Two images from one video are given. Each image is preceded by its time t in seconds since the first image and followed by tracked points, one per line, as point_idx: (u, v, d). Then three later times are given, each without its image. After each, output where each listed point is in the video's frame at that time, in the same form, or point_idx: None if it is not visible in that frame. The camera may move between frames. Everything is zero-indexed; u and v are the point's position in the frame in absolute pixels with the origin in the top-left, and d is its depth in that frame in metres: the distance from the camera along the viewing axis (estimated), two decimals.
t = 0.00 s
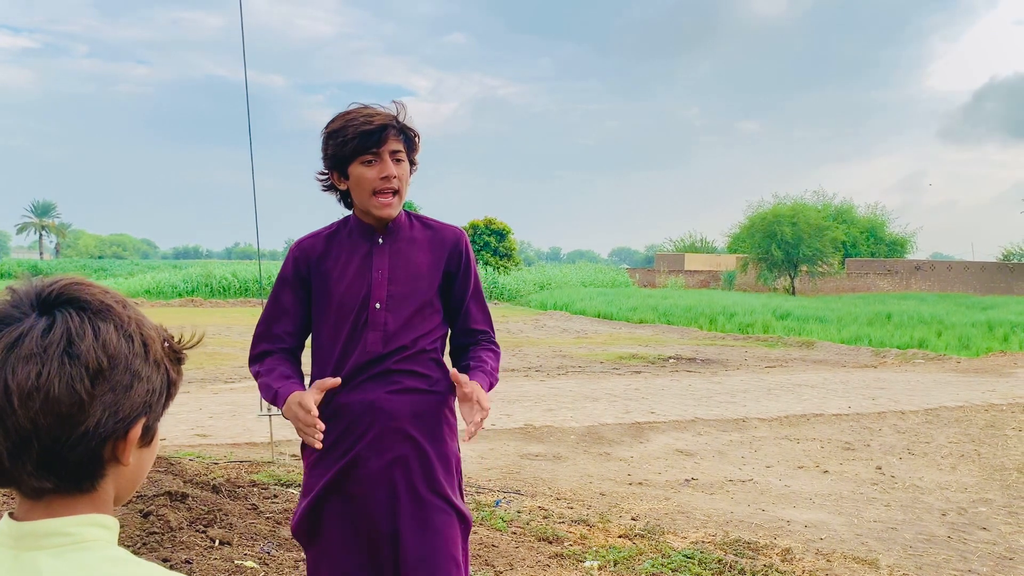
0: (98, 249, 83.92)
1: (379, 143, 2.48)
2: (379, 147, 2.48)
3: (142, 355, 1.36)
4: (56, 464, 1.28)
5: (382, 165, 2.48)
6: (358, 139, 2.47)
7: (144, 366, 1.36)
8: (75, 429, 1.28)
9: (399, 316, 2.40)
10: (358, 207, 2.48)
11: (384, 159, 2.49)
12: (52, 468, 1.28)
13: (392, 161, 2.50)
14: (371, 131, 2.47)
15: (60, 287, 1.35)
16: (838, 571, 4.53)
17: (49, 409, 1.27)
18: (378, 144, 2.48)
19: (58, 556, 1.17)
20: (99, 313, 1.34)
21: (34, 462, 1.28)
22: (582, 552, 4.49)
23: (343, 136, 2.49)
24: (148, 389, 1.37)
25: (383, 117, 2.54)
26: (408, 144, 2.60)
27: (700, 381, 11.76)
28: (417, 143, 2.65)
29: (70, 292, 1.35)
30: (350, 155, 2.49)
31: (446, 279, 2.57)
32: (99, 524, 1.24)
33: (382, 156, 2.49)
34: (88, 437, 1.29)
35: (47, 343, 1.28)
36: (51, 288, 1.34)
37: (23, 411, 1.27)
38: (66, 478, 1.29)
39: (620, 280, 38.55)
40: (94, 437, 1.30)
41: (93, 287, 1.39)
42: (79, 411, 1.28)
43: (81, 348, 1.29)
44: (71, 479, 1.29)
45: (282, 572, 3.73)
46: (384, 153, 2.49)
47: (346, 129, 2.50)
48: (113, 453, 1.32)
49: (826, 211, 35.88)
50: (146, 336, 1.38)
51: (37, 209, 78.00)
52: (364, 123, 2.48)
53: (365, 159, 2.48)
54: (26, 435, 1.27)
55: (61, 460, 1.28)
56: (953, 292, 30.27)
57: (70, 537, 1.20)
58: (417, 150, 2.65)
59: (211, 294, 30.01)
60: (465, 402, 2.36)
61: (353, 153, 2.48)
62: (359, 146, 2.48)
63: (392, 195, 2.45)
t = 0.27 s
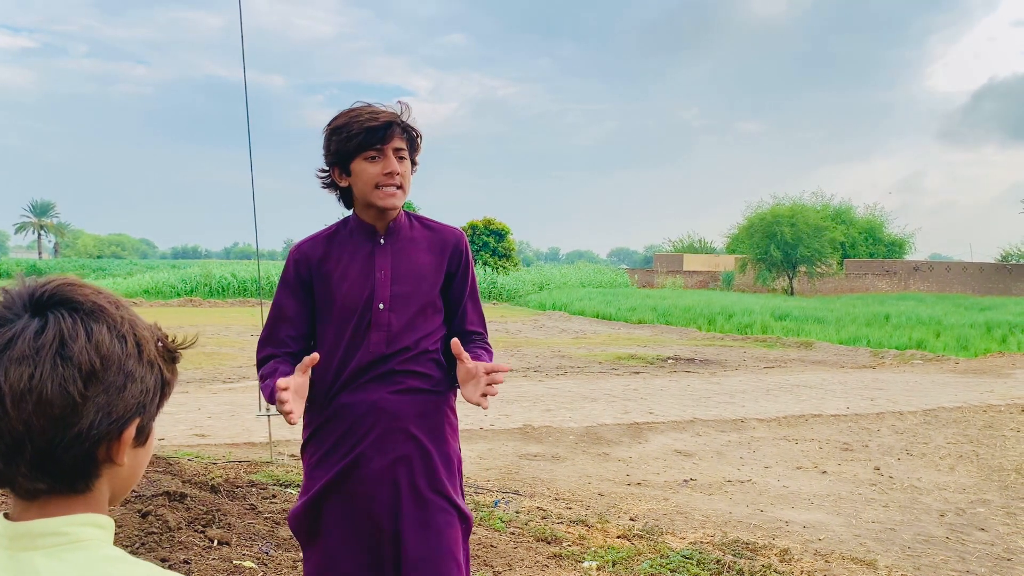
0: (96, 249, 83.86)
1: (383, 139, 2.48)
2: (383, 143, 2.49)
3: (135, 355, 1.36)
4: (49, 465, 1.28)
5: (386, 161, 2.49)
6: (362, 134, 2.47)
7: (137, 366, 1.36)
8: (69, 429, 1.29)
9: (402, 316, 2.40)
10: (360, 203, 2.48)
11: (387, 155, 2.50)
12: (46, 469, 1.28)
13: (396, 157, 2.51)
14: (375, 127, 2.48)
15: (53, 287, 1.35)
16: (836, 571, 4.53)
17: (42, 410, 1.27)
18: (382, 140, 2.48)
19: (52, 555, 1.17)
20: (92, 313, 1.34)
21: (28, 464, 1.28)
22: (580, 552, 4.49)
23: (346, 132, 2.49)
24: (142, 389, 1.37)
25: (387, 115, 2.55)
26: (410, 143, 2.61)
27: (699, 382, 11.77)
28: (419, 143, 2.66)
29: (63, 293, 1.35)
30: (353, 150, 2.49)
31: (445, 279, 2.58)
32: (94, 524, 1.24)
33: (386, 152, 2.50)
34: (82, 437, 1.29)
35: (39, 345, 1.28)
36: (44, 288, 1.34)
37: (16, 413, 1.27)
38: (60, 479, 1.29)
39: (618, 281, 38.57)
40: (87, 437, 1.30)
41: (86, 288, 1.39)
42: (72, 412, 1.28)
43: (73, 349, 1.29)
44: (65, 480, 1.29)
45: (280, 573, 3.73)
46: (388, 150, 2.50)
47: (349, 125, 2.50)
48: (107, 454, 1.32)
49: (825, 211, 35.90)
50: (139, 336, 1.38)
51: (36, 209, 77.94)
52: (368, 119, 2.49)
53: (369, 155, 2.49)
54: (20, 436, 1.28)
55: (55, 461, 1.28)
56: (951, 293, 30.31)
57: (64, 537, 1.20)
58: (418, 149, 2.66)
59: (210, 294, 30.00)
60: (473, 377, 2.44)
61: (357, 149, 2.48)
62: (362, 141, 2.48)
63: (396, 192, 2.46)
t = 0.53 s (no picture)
0: (94, 250, 83.83)
1: (386, 136, 2.49)
2: (386, 139, 2.49)
3: (133, 355, 1.36)
4: (48, 465, 1.27)
5: (388, 159, 2.49)
6: (365, 131, 2.47)
7: (135, 366, 1.36)
8: (68, 429, 1.28)
9: (402, 318, 2.40)
10: (361, 200, 2.48)
11: (389, 152, 2.50)
12: (44, 469, 1.27)
13: (397, 155, 2.51)
14: (378, 124, 2.48)
15: (50, 287, 1.35)
16: (835, 572, 4.53)
17: (40, 410, 1.27)
18: (385, 137, 2.48)
19: (50, 555, 1.17)
20: (90, 313, 1.34)
21: (26, 464, 1.28)
22: (578, 552, 4.49)
23: (348, 129, 2.49)
24: (141, 388, 1.37)
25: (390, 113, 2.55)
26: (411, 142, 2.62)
27: (697, 382, 11.78)
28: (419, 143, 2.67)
29: (60, 293, 1.34)
30: (356, 147, 2.48)
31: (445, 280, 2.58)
32: (93, 524, 1.23)
33: (388, 149, 2.50)
34: (80, 438, 1.29)
35: (37, 345, 1.28)
36: (41, 288, 1.34)
37: (14, 414, 1.27)
38: (58, 479, 1.28)
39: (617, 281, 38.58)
40: (86, 437, 1.29)
41: (83, 288, 1.39)
42: (71, 412, 1.28)
43: (71, 349, 1.29)
44: (64, 480, 1.29)
45: (278, 574, 3.73)
46: (390, 147, 2.50)
47: (352, 122, 2.49)
48: (105, 453, 1.32)
49: (823, 212, 35.94)
50: (137, 336, 1.38)
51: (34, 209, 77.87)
52: (371, 116, 2.49)
53: (371, 152, 2.48)
54: (18, 437, 1.27)
55: (53, 461, 1.28)
56: (949, 293, 30.35)
57: (62, 537, 1.20)
58: (418, 149, 2.67)
59: (208, 294, 29.97)
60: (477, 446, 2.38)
61: (360, 146, 2.48)
62: (365, 138, 2.48)
63: (397, 190, 2.46)
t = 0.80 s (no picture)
0: (92, 251, 83.81)
1: (384, 139, 2.48)
2: (385, 142, 2.49)
3: (136, 357, 1.36)
4: (50, 466, 1.27)
5: (387, 161, 2.49)
6: (365, 133, 2.47)
7: (137, 368, 1.36)
8: (70, 431, 1.28)
9: (400, 319, 2.39)
10: (360, 202, 2.48)
11: (388, 154, 2.50)
12: (47, 470, 1.28)
13: (396, 156, 2.51)
14: (376, 126, 2.48)
15: (53, 288, 1.34)
16: (833, 572, 4.53)
17: (42, 412, 1.27)
18: (383, 140, 2.48)
19: (50, 555, 1.17)
20: (92, 315, 1.33)
21: (28, 465, 1.27)
22: (576, 553, 4.50)
23: (348, 131, 2.48)
24: (142, 390, 1.37)
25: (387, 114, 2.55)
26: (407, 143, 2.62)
27: (695, 383, 11.78)
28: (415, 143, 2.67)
29: (63, 295, 1.34)
30: (355, 149, 2.48)
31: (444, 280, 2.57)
32: (94, 525, 1.23)
33: (387, 151, 2.50)
34: (83, 439, 1.29)
35: (40, 347, 1.28)
36: (44, 290, 1.33)
37: (16, 415, 1.26)
38: (60, 479, 1.28)
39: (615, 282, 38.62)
40: (88, 439, 1.29)
41: (86, 290, 1.39)
42: (73, 414, 1.28)
43: (74, 351, 1.29)
44: (65, 481, 1.29)
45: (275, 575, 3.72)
46: (389, 149, 2.50)
47: (351, 123, 2.49)
48: (107, 455, 1.32)
49: (821, 213, 35.98)
50: (140, 337, 1.37)
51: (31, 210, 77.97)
52: (369, 117, 2.49)
53: (370, 154, 2.48)
54: (19, 437, 1.27)
55: (55, 462, 1.27)
56: (947, 293, 30.39)
57: (62, 537, 1.20)
58: (414, 150, 2.67)
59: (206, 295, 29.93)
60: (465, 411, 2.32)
61: (358, 148, 2.47)
62: (363, 139, 2.47)
63: (397, 191, 2.46)
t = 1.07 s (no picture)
0: (89, 253, 83.74)
1: (384, 142, 2.48)
2: (383, 145, 2.49)
3: (135, 358, 1.36)
4: (49, 466, 1.28)
5: (385, 163, 2.49)
6: (364, 136, 2.47)
7: (136, 370, 1.36)
8: (69, 432, 1.28)
9: (398, 320, 2.39)
10: (358, 205, 2.48)
11: (387, 157, 2.50)
12: (46, 471, 1.28)
13: (394, 159, 2.51)
14: (375, 129, 2.48)
15: (52, 289, 1.34)
16: (830, 573, 4.54)
17: (41, 413, 1.27)
18: (383, 142, 2.48)
19: (48, 555, 1.17)
20: (92, 316, 1.33)
21: (26, 465, 1.28)
22: (573, 554, 4.50)
23: (346, 133, 2.48)
24: (141, 391, 1.37)
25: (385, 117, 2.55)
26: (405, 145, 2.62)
27: (693, 384, 11.79)
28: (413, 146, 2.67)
29: (62, 296, 1.34)
30: (354, 152, 2.48)
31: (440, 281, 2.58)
32: (92, 525, 1.24)
33: (385, 154, 2.50)
34: (82, 439, 1.29)
35: (40, 348, 1.28)
36: (44, 291, 1.33)
37: (15, 415, 1.27)
38: (58, 480, 1.29)
39: (613, 283, 38.64)
40: (87, 440, 1.30)
41: (86, 291, 1.39)
42: (72, 415, 1.28)
43: (73, 353, 1.29)
44: (63, 481, 1.29)
45: None
46: (387, 152, 2.50)
47: (350, 125, 2.48)
48: (106, 455, 1.32)
49: (818, 214, 36.00)
50: (138, 338, 1.37)
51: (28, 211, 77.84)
52: (368, 120, 2.49)
53: (369, 157, 2.48)
54: (18, 438, 1.27)
55: (54, 462, 1.28)
56: (944, 295, 30.44)
57: (60, 537, 1.20)
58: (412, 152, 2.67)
59: (203, 297, 29.92)
60: (461, 368, 2.39)
61: (357, 151, 2.47)
62: (363, 142, 2.47)
63: (395, 193, 2.47)
